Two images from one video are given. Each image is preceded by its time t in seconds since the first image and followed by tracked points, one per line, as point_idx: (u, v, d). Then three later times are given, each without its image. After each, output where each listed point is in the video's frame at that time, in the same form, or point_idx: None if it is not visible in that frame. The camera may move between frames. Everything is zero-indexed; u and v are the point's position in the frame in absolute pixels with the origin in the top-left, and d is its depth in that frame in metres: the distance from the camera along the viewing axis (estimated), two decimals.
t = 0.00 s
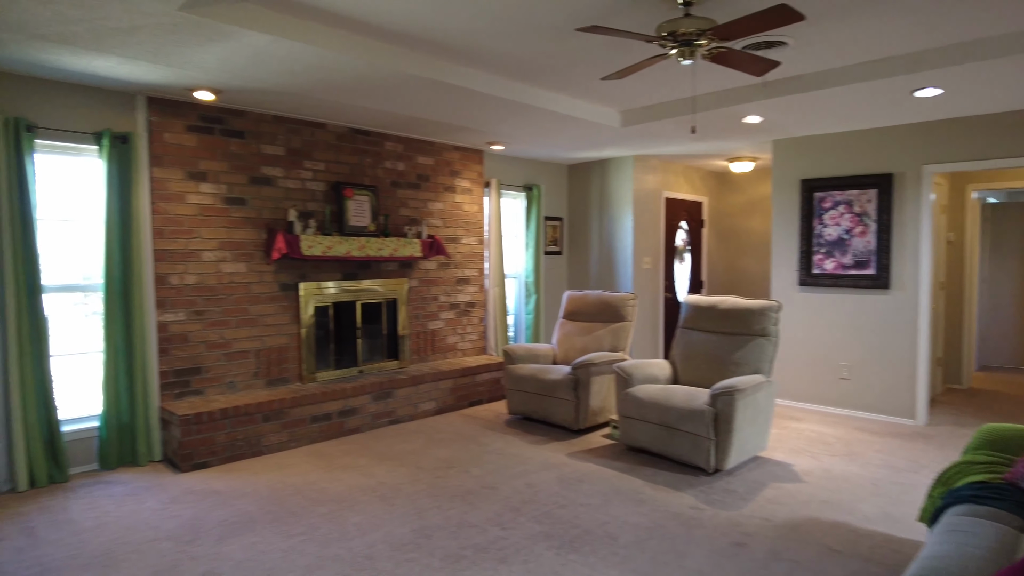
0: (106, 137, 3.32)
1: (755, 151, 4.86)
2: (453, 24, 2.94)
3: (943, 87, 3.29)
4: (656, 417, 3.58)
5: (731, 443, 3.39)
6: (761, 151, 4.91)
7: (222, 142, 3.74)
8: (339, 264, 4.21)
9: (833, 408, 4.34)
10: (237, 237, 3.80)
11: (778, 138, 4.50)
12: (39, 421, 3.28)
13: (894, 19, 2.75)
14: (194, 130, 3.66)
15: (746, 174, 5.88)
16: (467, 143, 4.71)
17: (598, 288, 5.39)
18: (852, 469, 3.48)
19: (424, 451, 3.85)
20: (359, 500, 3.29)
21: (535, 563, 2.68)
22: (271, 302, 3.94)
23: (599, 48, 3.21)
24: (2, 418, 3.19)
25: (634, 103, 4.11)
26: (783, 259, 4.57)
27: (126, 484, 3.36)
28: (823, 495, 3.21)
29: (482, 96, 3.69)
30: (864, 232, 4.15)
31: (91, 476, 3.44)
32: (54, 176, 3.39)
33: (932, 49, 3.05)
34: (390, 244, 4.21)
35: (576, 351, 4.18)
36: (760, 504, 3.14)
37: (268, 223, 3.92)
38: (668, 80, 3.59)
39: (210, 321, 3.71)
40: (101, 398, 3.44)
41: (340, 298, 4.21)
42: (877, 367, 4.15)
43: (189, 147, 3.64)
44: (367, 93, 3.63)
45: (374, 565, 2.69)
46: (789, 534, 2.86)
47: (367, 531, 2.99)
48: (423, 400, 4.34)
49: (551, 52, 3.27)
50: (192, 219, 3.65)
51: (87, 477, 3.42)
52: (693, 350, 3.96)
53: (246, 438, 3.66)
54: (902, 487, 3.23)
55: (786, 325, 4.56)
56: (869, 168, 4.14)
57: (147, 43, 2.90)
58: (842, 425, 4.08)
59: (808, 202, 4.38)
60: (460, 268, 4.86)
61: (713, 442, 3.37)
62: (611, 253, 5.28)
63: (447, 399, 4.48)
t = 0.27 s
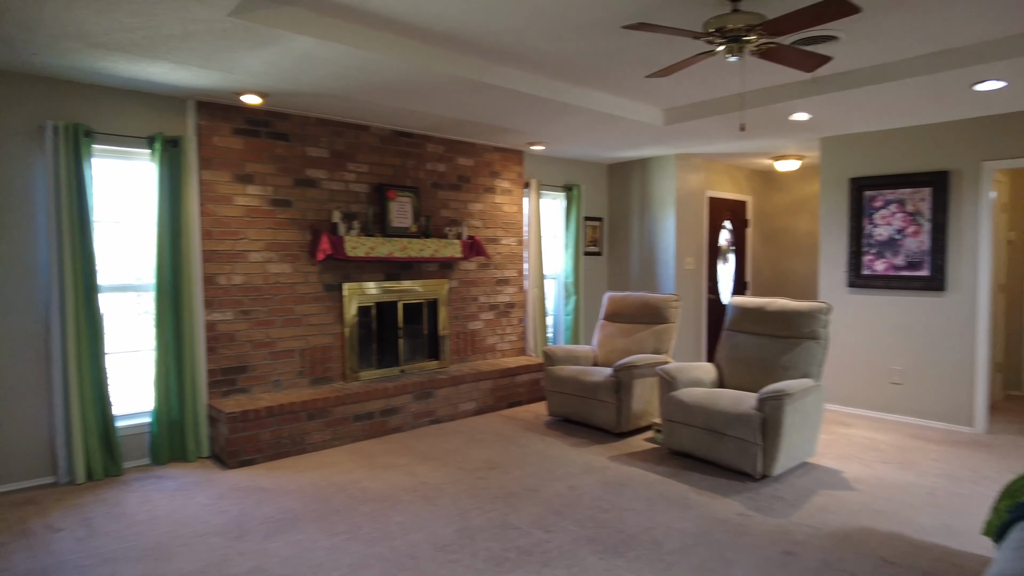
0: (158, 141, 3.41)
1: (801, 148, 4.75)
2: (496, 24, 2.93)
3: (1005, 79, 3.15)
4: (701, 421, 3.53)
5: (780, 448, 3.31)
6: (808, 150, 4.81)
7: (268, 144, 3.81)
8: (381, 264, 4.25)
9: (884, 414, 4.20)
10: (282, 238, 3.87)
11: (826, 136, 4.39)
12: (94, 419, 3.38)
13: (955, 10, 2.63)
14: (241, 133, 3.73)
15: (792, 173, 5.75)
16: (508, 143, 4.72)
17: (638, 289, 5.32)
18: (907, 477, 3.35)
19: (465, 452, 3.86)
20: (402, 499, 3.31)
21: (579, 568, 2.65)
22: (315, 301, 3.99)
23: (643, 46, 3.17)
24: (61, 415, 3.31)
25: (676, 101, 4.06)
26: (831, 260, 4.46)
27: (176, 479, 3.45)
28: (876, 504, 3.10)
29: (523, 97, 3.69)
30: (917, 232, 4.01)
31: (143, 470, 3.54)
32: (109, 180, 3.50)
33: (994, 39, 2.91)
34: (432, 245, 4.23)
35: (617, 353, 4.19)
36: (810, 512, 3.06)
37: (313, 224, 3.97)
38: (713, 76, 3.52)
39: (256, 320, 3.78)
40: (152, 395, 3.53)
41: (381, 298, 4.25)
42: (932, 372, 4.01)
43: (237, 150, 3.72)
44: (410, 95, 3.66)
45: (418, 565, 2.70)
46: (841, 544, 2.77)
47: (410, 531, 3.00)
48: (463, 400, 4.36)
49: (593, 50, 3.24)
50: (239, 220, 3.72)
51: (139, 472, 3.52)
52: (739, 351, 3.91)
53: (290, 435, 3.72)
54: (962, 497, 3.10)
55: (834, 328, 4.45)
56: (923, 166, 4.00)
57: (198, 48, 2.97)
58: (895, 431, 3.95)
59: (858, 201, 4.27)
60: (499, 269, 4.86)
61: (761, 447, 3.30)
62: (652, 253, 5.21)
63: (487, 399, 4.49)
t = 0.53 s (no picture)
0: (215, 143, 3.50)
1: (860, 144, 4.58)
2: (547, 22, 2.90)
3: None
4: (756, 425, 3.44)
5: (840, 455, 3.19)
6: (867, 146, 4.65)
7: (320, 146, 3.87)
8: (430, 264, 4.28)
9: (952, 422, 4.01)
10: (335, 238, 3.92)
11: (887, 131, 4.22)
12: (156, 415, 3.49)
13: None
14: (295, 135, 3.80)
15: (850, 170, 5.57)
16: (556, 142, 4.69)
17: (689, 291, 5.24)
18: (978, 489, 3.18)
19: (513, 452, 3.85)
20: (451, 499, 3.32)
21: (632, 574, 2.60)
22: (366, 301, 4.05)
23: (697, 40, 3.10)
24: (124, 410, 3.42)
25: (729, 97, 3.96)
26: (892, 260, 4.29)
27: (232, 473, 3.53)
28: (946, 517, 2.95)
29: (572, 95, 3.65)
30: (987, 230, 3.81)
31: (200, 464, 3.64)
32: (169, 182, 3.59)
33: None
34: (480, 245, 4.24)
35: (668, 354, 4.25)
36: (873, 523, 2.92)
37: (364, 225, 4.02)
38: (770, 70, 3.41)
39: (308, 319, 3.85)
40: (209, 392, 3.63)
41: (430, 297, 4.27)
42: (1004, 378, 3.80)
43: (290, 151, 3.79)
44: (458, 96, 3.66)
45: (468, 566, 2.69)
46: (909, 558, 2.63)
47: (460, 531, 3.00)
48: (511, 400, 4.36)
49: (644, 46, 3.17)
50: (293, 221, 3.79)
51: (197, 465, 3.62)
52: (796, 355, 3.80)
53: (342, 433, 3.77)
54: None
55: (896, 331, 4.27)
56: (994, 161, 3.80)
57: (253, 52, 3.02)
58: (964, 440, 3.76)
59: (922, 198, 4.09)
60: (547, 269, 4.84)
61: (820, 454, 3.19)
62: (704, 253, 5.12)
63: (534, 400, 4.48)
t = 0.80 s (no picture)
0: (280, 146, 3.59)
1: (939, 138, 4.32)
2: (609, 18, 2.83)
3: None
4: (827, 433, 3.28)
5: (919, 467, 3.01)
6: (947, 140, 4.40)
7: (381, 148, 3.92)
8: (487, 264, 4.28)
9: None
10: (395, 239, 3.98)
11: (970, 123, 3.96)
12: (223, 411, 3.59)
13: None
14: (356, 138, 3.86)
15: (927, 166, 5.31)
16: (614, 140, 4.62)
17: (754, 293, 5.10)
18: None
19: (570, 456, 3.81)
20: (509, 501, 3.29)
21: None
22: (425, 301, 4.09)
23: (766, 32, 2.97)
24: (194, 406, 3.54)
25: (797, 90, 3.80)
26: (975, 261, 4.03)
27: (295, 469, 3.61)
28: None
29: (633, 91, 3.58)
30: None
31: (265, 459, 3.74)
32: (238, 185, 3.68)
33: None
34: (537, 245, 4.21)
35: (732, 358, 4.24)
36: (957, 541, 2.74)
37: (423, 226, 4.06)
38: (845, 61, 3.25)
39: (369, 318, 3.92)
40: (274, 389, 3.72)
41: (486, 298, 4.27)
42: None
43: (352, 154, 3.85)
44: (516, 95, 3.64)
45: (528, 570, 2.65)
46: None
47: (518, 534, 2.96)
48: (568, 403, 4.34)
49: (708, 40, 3.07)
50: (355, 222, 3.86)
51: (262, 460, 3.71)
52: (869, 360, 3.62)
53: (401, 431, 3.81)
54: None
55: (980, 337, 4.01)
56: None
57: (316, 56, 3.06)
58: None
59: (1009, 195, 3.82)
60: (604, 269, 4.78)
61: (896, 465, 3.02)
62: (770, 254, 4.97)
63: (591, 402, 4.44)
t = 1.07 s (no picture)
0: (348, 149, 3.67)
1: None
2: (678, 12, 2.75)
3: None
4: (910, 446, 3.09)
5: (1016, 485, 2.79)
6: None
7: (444, 150, 3.95)
8: (549, 265, 4.26)
9: None
10: (458, 240, 4.01)
11: None
12: (292, 408, 3.68)
13: None
14: (421, 141, 3.90)
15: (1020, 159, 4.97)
16: (680, 137, 4.52)
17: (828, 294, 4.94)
18: None
19: (633, 461, 3.73)
20: (571, 505, 3.23)
21: None
22: (487, 301, 4.10)
23: (846, 21, 2.82)
24: (265, 403, 3.65)
25: (876, 82, 3.61)
26: None
27: (360, 466, 3.67)
28: None
29: (701, 87, 3.48)
30: None
31: (332, 455, 3.82)
32: (308, 188, 3.79)
33: None
34: (600, 245, 4.15)
35: (805, 364, 4.09)
36: None
37: (485, 227, 4.08)
38: (934, 49, 3.05)
39: (432, 318, 3.96)
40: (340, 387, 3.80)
41: (548, 299, 4.24)
42: None
43: (416, 156, 3.89)
44: (579, 93, 3.59)
45: None
46: None
47: (581, 540, 2.88)
48: (631, 406, 4.28)
49: (782, 31, 2.94)
50: (419, 224, 3.91)
51: (328, 456, 3.79)
52: (957, 368, 3.38)
53: (463, 431, 3.82)
54: None
55: None
56: None
57: (382, 59, 3.10)
58: None
59: None
60: (670, 270, 4.67)
61: (990, 482, 2.80)
62: (843, 254, 4.82)
63: (655, 406, 4.37)
